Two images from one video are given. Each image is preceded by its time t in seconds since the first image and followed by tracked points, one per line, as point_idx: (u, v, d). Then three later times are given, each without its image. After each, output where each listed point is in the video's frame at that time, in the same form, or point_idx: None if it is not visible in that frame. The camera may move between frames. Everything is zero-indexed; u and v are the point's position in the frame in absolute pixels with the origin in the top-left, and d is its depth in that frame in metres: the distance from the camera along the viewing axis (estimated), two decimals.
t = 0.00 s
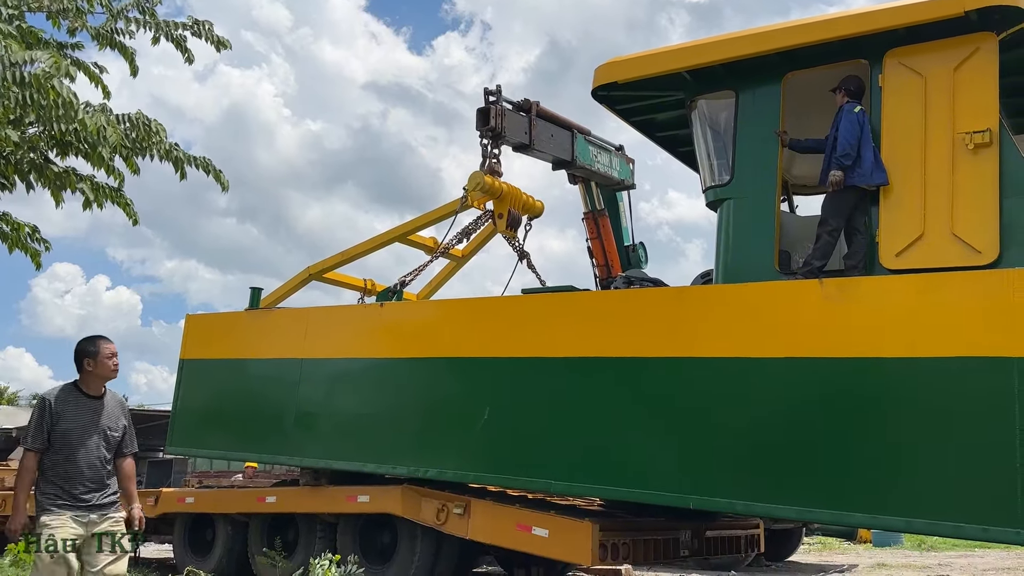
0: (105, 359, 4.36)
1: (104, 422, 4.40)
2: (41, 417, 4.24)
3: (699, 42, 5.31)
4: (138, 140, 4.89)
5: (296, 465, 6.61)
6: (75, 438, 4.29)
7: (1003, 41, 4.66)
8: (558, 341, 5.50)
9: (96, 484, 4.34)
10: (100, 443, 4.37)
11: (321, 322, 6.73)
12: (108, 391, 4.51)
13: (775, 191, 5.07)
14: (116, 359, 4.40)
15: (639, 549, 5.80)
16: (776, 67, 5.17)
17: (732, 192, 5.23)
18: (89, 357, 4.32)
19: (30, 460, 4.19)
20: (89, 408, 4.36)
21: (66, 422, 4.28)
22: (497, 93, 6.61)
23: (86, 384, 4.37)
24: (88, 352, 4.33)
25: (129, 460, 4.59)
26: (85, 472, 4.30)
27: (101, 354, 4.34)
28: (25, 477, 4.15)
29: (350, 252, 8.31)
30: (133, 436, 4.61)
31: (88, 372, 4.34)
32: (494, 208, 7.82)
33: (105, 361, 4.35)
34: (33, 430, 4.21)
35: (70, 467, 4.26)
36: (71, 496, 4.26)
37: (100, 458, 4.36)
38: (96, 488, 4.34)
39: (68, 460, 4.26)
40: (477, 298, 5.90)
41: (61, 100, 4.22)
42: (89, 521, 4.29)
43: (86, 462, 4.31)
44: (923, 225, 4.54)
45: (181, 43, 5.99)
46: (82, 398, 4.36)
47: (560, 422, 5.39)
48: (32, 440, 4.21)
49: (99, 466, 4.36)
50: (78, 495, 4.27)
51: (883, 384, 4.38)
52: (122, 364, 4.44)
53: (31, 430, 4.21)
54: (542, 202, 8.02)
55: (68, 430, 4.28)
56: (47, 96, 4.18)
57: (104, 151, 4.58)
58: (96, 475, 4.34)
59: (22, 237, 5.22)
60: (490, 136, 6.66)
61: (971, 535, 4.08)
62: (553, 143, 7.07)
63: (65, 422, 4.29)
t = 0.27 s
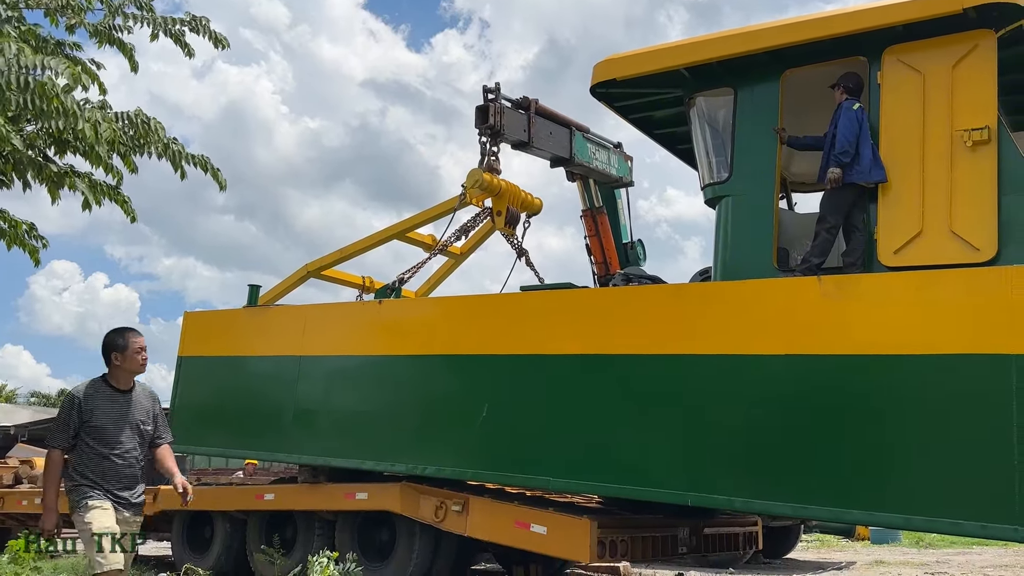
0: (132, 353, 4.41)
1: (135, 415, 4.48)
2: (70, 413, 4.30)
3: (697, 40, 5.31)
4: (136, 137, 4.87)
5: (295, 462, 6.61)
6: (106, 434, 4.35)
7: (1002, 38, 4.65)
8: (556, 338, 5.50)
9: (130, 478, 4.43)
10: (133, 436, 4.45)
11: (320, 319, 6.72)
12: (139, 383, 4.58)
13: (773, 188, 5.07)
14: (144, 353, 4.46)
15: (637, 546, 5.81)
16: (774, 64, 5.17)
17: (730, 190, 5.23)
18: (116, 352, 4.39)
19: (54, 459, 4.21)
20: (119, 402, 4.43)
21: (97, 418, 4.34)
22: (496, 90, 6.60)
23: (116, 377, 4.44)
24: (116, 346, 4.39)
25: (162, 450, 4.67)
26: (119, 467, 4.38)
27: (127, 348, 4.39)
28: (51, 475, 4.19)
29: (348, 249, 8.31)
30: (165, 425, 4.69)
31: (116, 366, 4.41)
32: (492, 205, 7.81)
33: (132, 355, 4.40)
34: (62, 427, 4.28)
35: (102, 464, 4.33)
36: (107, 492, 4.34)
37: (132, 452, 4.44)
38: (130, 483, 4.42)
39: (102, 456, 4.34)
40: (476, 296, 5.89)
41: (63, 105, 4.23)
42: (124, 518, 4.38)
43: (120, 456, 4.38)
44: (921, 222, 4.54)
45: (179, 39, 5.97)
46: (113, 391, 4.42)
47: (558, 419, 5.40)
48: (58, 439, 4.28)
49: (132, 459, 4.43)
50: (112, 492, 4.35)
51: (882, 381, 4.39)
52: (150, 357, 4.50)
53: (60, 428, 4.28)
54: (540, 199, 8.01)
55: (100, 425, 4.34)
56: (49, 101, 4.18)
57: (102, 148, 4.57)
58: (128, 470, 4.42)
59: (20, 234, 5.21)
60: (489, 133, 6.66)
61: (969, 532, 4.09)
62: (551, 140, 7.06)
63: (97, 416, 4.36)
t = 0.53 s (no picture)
0: (162, 348, 4.15)
1: (172, 412, 4.27)
2: (104, 412, 4.04)
3: (698, 37, 5.30)
4: (136, 134, 4.86)
5: (294, 459, 6.61)
6: (141, 435, 4.12)
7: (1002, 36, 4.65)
8: (556, 335, 5.50)
9: (167, 481, 4.20)
10: (167, 435, 4.22)
11: (319, 317, 6.72)
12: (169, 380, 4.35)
13: (773, 186, 5.06)
14: (175, 348, 4.20)
15: (637, 543, 5.82)
16: (774, 62, 5.17)
17: (730, 187, 5.22)
18: (146, 346, 4.13)
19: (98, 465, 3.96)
20: (154, 399, 4.20)
21: (131, 417, 4.11)
22: (495, 88, 6.59)
23: (147, 373, 4.18)
24: (145, 339, 4.13)
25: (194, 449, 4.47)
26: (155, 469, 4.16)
27: (158, 343, 4.14)
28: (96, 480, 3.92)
29: (348, 247, 8.31)
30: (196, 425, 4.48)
31: (146, 362, 4.15)
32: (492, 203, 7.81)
33: (162, 350, 4.14)
34: (99, 428, 4.01)
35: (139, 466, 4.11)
36: (146, 497, 4.12)
37: (167, 453, 4.22)
38: (167, 486, 4.20)
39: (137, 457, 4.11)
40: (475, 293, 5.89)
41: (68, 107, 4.23)
42: (163, 524, 4.17)
43: (156, 457, 4.16)
44: (922, 220, 4.54)
45: (178, 35, 5.96)
46: (145, 387, 4.19)
47: (557, 417, 5.40)
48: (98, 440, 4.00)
49: (167, 461, 4.21)
50: (151, 496, 4.13)
51: (881, 378, 4.39)
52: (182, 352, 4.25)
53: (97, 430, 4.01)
54: (540, 197, 8.00)
55: (134, 426, 4.11)
56: (54, 101, 4.17)
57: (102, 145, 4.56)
58: (165, 473, 4.19)
59: (19, 231, 5.19)
60: (489, 131, 6.65)
61: (968, 529, 4.09)
62: (551, 138, 7.06)
63: (131, 415, 4.11)
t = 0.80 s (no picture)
0: (216, 335, 4.11)
1: (219, 401, 4.22)
2: (157, 394, 3.97)
3: (699, 34, 5.30)
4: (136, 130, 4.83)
5: (295, 456, 6.62)
6: (190, 420, 4.07)
7: (1004, 34, 4.65)
8: (556, 332, 5.50)
9: (209, 470, 4.16)
10: (213, 424, 4.19)
11: (320, 313, 6.72)
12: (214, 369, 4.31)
13: (775, 183, 5.06)
14: (228, 336, 4.16)
15: (637, 541, 5.82)
16: (775, 59, 5.16)
17: (732, 185, 5.22)
18: (199, 331, 4.09)
19: (150, 440, 3.82)
20: (202, 386, 4.16)
21: (181, 401, 4.05)
22: (496, 84, 6.59)
23: (196, 359, 4.14)
24: (198, 324, 4.08)
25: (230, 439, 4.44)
26: (201, 457, 4.12)
27: (213, 329, 4.09)
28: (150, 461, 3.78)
29: (348, 243, 8.31)
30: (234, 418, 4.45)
31: (196, 347, 4.11)
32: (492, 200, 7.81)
33: (215, 336, 4.10)
34: (152, 408, 3.92)
35: (185, 452, 4.06)
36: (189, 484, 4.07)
37: (212, 441, 4.17)
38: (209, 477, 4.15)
39: (183, 443, 4.06)
40: (476, 290, 5.89)
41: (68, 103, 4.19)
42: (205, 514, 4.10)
43: (202, 445, 4.12)
44: (923, 218, 4.53)
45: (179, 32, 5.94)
46: (194, 374, 4.14)
47: (558, 414, 5.40)
48: (153, 419, 3.90)
49: (211, 450, 4.17)
50: (194, 484, 4.08)
51: (882, 376, 4.39)
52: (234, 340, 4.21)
53: (151, 409, 3.91)
54: (541, 194, 8.00)
55: (184, 410, 4.06)
56: (53, 96, 4.14)
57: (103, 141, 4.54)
58: (208, 461, 4.15)
59: (18, 228, 5.17)
60: (489, 127, 6.65)
61: (968, 528, 4.09)
62: (552, 135, 7.05)
63: (180, 400, 4.06)
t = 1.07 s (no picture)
0: (288, 335, 3.88)
1: (287, 408, 3.97)
2: (227, 398, 3.74)
3: (702, 31, 5.28)
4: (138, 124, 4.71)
5: (296, 452, 6.62)
6: (261, 426, 3.84)
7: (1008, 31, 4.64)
8: (557, 329, 5.50)
9: (280, 478, 3.92)
10: (284, 430, 3.95)
11: (321, 309, 6.73)
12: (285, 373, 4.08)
13: (777, 180, 5.05)
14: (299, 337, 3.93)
15: (637, 537, 5.83)
16: (778, 56, 5.15)
17: (734, 182, 5.21)
18: (271, 332, 3.87)
19: (215, 448, 3.60)
20: (272, 391, 3.91)
21: (252, 406, 3.82)
22: (499, 80, 6.58)
23: (267, 361, 3.92)
24: (270, 325, 3.87)
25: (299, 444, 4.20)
26: (272, 464, 3.87)
27: (286, 329, 3.87)
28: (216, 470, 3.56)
29: (350, 240, 8.30)
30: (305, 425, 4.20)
31: (268, 348, 3.89)
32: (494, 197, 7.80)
33: (286, 337, 3.87)
34: (221, 413, 3.69)
35: (256, 460, 3.82)
36: (256, 493, 3.83)
37: (283, 448, 3.93)
38: (277, 486, 3.89)
39: (254, 450, 3.81)
40: (478, 286, 5.89)
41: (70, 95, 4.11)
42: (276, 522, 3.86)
43: (272, 453, 3.87)
44: (926, 215, 4.53)
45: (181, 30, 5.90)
46: (264, 377, 3.91)
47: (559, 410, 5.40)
48: (219, 425, 3.67)
49: (282, 457, 3.93)
50: (260, 493, 3.83)
51: (884, 374, 4.39)
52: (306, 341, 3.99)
53: (219, 415, 3.69)
54: (543, 191, 8.00)
55: (255, 414, 3.82)
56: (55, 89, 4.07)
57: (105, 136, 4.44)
58: (280, 469, 3.91)
59: (20, 223, 5.09)
60: (491, 123, 6.65)
61: (969, 525, 4.09)
62: (554, 131, 7.05)
63: (251, 404, 3.83)
